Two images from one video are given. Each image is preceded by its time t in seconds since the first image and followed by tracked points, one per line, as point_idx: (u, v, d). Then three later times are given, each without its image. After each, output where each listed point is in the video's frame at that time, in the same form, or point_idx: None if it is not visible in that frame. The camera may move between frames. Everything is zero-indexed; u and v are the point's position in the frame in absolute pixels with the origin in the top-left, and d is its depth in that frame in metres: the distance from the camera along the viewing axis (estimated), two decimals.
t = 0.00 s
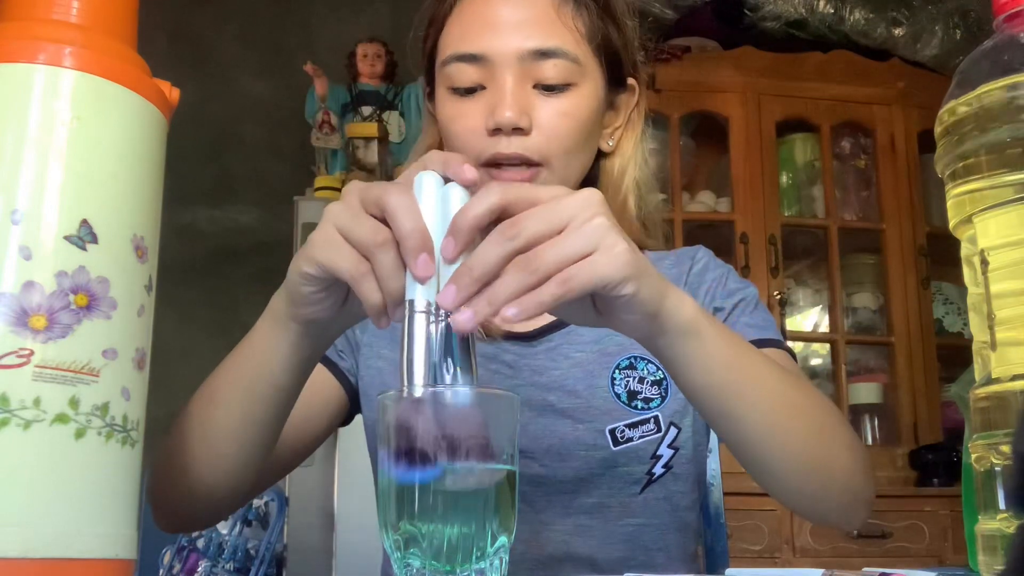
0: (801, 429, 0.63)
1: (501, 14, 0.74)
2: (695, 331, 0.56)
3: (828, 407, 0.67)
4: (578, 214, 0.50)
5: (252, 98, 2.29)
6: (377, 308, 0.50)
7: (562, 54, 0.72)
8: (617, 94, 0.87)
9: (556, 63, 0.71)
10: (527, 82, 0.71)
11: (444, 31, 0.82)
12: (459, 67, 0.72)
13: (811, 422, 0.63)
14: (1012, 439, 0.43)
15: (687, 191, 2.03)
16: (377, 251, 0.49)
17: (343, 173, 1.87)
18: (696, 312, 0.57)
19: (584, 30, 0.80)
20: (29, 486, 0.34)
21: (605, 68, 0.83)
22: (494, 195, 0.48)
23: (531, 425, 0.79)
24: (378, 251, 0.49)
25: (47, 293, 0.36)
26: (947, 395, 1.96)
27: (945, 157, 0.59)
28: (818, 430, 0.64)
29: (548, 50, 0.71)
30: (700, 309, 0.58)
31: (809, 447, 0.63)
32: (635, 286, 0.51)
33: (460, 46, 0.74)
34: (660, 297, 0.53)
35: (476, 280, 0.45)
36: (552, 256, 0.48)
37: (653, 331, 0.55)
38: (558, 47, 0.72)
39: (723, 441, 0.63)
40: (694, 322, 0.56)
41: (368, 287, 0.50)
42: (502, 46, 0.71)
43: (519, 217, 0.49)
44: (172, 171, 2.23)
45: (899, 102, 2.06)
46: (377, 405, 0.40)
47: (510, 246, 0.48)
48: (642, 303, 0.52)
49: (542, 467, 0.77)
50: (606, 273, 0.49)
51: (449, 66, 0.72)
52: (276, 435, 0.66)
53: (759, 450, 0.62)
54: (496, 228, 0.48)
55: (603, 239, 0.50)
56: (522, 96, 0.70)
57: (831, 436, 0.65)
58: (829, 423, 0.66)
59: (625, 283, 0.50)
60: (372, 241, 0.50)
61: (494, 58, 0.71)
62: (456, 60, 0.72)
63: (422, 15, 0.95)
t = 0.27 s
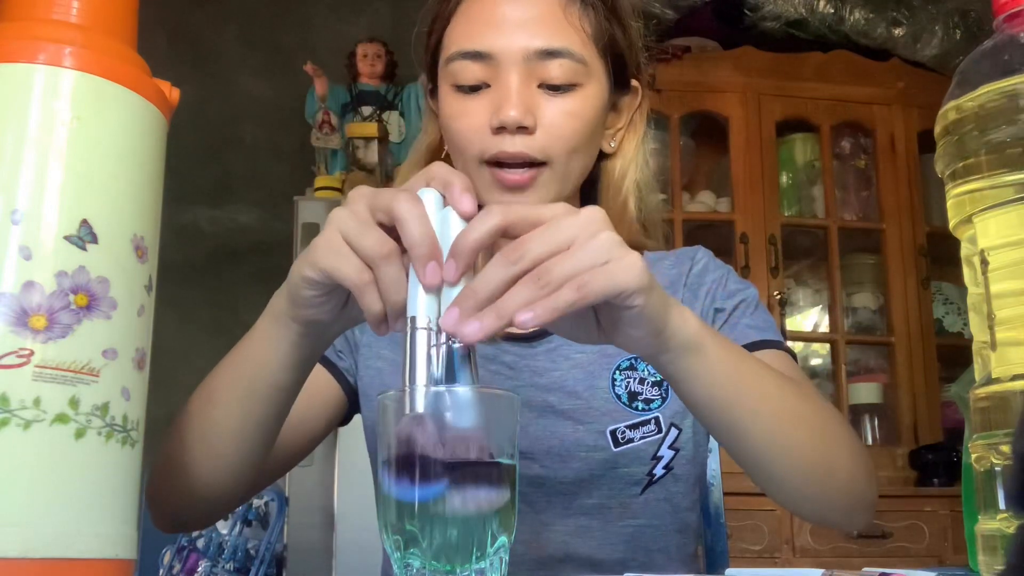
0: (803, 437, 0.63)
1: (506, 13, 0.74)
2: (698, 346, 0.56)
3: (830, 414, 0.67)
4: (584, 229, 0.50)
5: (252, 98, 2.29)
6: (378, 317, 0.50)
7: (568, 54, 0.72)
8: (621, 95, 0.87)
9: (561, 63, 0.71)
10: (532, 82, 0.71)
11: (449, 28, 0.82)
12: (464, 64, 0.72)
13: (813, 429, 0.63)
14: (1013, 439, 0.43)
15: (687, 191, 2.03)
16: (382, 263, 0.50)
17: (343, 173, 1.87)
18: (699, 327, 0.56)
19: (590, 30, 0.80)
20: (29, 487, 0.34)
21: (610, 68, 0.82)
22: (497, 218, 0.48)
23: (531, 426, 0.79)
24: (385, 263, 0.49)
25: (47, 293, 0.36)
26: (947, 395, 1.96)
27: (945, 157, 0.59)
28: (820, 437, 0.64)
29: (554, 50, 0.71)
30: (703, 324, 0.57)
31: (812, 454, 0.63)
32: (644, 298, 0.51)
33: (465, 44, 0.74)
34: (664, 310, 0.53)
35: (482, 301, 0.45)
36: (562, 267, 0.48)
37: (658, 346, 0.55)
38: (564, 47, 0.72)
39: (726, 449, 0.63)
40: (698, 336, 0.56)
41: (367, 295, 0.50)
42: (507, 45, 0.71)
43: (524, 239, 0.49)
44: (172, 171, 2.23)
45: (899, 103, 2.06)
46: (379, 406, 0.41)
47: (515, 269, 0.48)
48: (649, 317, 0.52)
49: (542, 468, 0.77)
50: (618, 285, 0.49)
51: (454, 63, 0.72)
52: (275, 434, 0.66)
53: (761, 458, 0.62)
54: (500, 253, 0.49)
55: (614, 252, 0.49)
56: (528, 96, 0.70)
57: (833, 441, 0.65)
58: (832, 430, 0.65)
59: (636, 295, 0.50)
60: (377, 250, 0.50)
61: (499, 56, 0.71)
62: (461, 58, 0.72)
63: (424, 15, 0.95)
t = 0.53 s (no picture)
0: (808, 440, 0.63)
1: (509, 14, 0.74)
2: (708, 349, 0.56)
3: (835, 417, 0.67)
4: (600, 234, 0.50)
5: (252, 98, 2.29)
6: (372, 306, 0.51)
7: (571, 58, 0.72)
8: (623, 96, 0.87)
9: (564, 67, 0.71)
10: (535, 85, 0.71)
11: (452, 28, 0.82)
12: (466, 67, 0.72)
13: (818, 433, 0.64)
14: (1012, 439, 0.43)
15: (687, 190, 2.03)
16: (383, 267, 0.50)
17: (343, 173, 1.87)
18: (710, 330, 0.56)
19: (592, 31, 0.80)
20: (28, 488, 0.34)
21: (613, 70, 0.82)
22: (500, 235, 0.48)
23: (532, 426, 0.79)
24: (387, 269, 0.49)
25: (47, 293, 0.36)
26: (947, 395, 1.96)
27: (945, 157, 0.59)
28: (825, 441, 0.64)
29: (557, 53, 0.71)
30: (713, 326, 0.57)
31: (816, 457, 0.63)
32: (660, 305, 0.52)
33: (468, 46, 0.74)
34: (679, 312, 0.53)
35: (495, 304, 0.45)
36: (580, 269, 0.49)
37: (670, 350, 0.55)
38: (567, 51, 0.72)
39: (730, 450, 0.63)
40: (709, 339, 0.56)
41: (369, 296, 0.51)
42: (510, 48, 0.71)
43: (534, 241, 0.49)
44: (172, 171, 2.23)
45: (899, 103, 2.06)
46: (378, 407, 0.40)
47: (526, 270, 0.48)
48: (663, 320, 0.52)
49: (543, 469, 0.77)
50: (635, 292, 0.50)
51: (456, 65, 0.72)
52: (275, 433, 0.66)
53: (766, 459, 0.63)
54: (511, 253, 0.48)
55: (630, 257, 0.50)
56: (531, 99, 0.70)
57: (835, 440, 0.65)
58: (836, 434, 0.66)
59: (653, 301, 0.51)
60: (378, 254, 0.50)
61: (502, 59, 0.71)
62: (463, 60, 0.72)
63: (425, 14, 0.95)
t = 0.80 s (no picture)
0: (812, 444, 0.63)
1: (509, 16, 0.74)
2: (709, 354, 0.56)
3: (839, 421, 0.67)
4: (601, 242, 0.50)
5: (252, 98, 2.29)
6: (368, 306, 0.50)
7: (571, 59, 0.72)
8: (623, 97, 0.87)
9: (565, 69, 0.72)
10: (536, 87, 0.71)
11: (452, 29, 0.82)
12: (466, 69, 0.72)
13: (821, 437, 0.64)
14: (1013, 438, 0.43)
15: (687, 190, 2.03)
16: (375, 266, 0.49)
17: (343, 173, 1.87)
18: (712, 335, 0.56)
19: (592, 31, 0.80)
20: (26, 488, 0.34)
21: (612, 70, 0.82)
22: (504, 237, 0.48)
23: (532, 427, 0.79)
24: (380, 266, 0.49)
25: (47, 293, 0.36)
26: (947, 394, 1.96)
27: (946, 157, 0.59)
28: (828, 445, 0.64)
29: (558, 55, 0.71)
30: (714, 329, 0.57)
31: (820, 460, 0.64)
32: (663, 313, 0.51)
33: (468, 48, 0.74)
34: (682, 317, 0.53)
35: (496, 309, 0.45)
36: (584, 273, 0.49)
37: (672, 356, 0.55)
38: (568, 52, 0.72)
39: (734, 454, 0.64)
40: (711, 344, 0.56)
41: (362, 295, 0.50)
42: (510, 49, 0.71)
43: (538, 246, 0.49)
44: (172, 171, 2.23)
45: (899, 103, 2.06)
46: (378, 407, 0.40)
47: (527, 276, 0.48)
48: (665, 326, 0.52)
49: (543, 470, 0.76)
50: (639, 298, 0.50)
51: (456, 67, 0.72)
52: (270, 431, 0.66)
53: (769, 464, 0.63)
54: (513, 258, 0.48)
55: (633, 264, 0.50)
56: (531, 101, 0.70)
57: (834, 441, 0.65)
58: (839, 438, 0.66)
59: (656, 310, 0.51)
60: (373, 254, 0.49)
61: (502, 60, 0.71)
62: (463, 62, 0.72)
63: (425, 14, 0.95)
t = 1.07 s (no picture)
0: (812, 446, 0.63)
1: (506, 16, 0.74)
2: (708, 356, 0.56)
3: (838, 423, 0.67)
4: (598, 247, 0.49)
5: (252, 98, 2.29)
6: (368, 317, 0.50)
7: (568, 58, 0.72)
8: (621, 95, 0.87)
9: (562, 69, 0.72)
10: (534, 87, 0.71)
11: (448, 29, 0.82)
12: (464, 70, 0.72)
13: (821, 439, 0.64)
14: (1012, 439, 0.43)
15: (687, 190, 2.03)
16: (376, 277, 0.49)
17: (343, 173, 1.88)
18: (711, 337, 0.56)
19: (590, 31, 0.80)
20: (26, 489, 0.34)
21: (610, 70, 0.82)
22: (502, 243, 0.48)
23: (532, 428, 0.79)
24: (383, 277, 0.49)
25: (47, 293, 0.36)
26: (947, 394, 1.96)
27: (945, 157, 0.59)
28: (829, 447, 0.64)
29: (555, 54, 0.72)
30: (713, 331, 0.57)
31: (820, 462, 0.64)
32: (662, 318, 0.51)
33: (465, 48, 0.74)
34: (680, 319, 0.53)
35: (494, 317, 0.46)
36: (582, 279, 0.48)
37: (672, 358, 0.55)
38: (565, 52, 0.72)
39: (734, 456, 0.64)
40: (710, 346, 0.56)
41: (362, 306, 0.50)
42: (508, 49, 0.71)
43: (535, 251, 0.49)
44: (172, 171, 2.23)
45: (899, 102, 2.06)
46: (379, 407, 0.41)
47: (525, 283, 0.48)
48: (664, 329, 0.52)
49: (543, 471, 0.77)
50: (638, 304, 0.49)
51: (454, 68, 0.72)
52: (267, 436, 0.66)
53: (770, 467, 0.63)
54: (511, 265, 0.48)
55: (632, 270, 0.49)
56: (529, 101, 0.70)
57: (833, 440, 0.65)
58: (839, 439, 0.66)
59: (655, 315, 0.51)
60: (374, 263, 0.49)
61: (499, 61, 0.71)
62: (460, 62, 0.72)
63: (423, 15, 0.94)
